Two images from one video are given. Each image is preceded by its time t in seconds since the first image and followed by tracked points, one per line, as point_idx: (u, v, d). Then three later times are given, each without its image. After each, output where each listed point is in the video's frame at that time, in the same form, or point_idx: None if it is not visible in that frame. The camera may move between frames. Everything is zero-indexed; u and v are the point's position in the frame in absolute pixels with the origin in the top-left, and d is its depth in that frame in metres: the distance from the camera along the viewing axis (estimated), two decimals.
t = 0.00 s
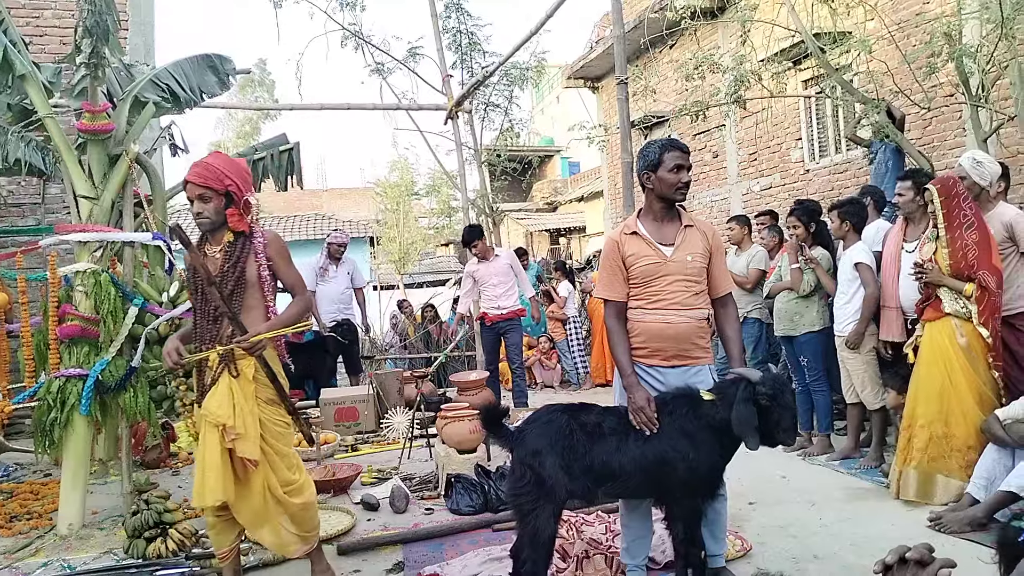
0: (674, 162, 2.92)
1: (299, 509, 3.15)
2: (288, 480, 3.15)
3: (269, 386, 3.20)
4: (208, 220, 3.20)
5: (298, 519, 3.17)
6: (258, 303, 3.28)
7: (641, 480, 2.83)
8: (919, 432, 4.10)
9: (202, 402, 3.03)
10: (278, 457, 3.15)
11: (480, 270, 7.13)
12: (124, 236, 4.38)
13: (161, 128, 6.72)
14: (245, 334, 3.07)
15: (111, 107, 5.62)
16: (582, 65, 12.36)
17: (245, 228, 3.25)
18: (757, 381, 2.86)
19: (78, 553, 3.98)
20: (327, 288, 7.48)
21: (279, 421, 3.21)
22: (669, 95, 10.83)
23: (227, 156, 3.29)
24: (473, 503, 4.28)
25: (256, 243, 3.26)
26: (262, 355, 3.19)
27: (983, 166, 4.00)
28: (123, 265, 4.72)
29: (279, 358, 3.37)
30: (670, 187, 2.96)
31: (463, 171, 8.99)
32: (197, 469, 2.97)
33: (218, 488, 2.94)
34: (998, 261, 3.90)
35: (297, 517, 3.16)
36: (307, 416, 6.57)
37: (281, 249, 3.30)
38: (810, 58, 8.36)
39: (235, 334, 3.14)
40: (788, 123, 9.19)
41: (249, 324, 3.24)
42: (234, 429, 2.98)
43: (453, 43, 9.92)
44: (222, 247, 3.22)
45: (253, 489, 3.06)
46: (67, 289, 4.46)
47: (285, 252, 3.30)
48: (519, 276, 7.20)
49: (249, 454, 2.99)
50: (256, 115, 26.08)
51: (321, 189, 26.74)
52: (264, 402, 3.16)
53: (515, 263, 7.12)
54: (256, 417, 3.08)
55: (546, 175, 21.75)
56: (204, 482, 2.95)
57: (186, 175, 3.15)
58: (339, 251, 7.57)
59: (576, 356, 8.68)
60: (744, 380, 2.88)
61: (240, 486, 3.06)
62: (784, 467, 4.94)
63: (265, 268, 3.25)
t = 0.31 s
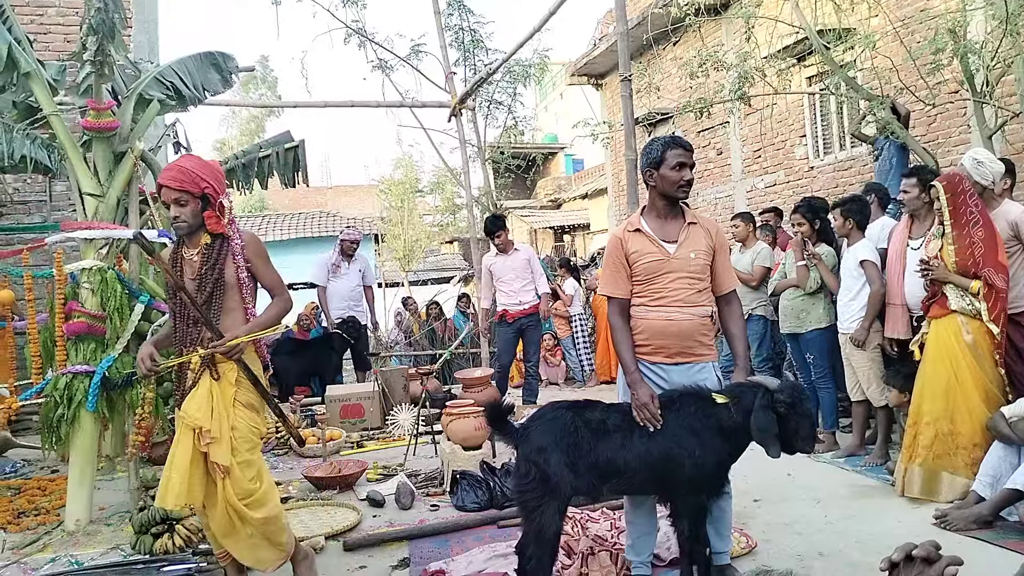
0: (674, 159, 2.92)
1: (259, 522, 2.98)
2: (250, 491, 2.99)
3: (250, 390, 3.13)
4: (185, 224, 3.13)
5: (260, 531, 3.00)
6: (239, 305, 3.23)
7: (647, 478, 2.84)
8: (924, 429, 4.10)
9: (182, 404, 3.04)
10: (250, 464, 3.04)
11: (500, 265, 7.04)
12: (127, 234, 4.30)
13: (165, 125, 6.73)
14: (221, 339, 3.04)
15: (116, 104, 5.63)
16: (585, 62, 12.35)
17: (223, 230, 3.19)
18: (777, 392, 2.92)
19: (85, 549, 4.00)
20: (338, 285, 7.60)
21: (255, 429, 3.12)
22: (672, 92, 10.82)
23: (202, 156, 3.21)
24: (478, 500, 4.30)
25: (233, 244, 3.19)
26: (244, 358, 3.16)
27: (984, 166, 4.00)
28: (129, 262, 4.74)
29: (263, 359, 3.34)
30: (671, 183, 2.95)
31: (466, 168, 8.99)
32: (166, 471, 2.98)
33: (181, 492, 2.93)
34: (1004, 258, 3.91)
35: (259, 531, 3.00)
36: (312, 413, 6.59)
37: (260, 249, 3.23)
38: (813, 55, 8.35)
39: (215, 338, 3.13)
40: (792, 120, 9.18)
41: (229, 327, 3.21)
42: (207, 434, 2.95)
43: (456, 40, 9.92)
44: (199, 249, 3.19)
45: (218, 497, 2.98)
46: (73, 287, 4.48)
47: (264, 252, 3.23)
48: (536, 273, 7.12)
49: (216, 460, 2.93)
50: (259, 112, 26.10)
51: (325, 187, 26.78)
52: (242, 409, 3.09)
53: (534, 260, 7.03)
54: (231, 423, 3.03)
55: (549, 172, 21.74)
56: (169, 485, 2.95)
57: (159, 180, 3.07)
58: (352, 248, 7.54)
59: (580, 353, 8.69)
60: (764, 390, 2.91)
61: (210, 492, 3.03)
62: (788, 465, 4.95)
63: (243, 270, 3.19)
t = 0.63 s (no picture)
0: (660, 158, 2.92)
1: (197, 532, 2.95)
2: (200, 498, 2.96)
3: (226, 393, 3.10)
4: (166, 222, 3.14)
5: (197, 541, 2.97)
6: (219, 303, 3.24)
7: (643, 475, 2.84)
8: (921, 425, 4.10)
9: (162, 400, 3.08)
10: (208, 471, 3.01)
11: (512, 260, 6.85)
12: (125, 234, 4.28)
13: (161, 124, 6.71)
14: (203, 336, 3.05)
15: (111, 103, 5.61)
16: (582, 60, 12.33)
17: (203, 229, 3.21)
18: (775, 387, 2.93)
19: (81, 548, 3.99)
20: (339, 282, 7.44)
21: (224, 434, 3.08)
22: (669, 90, 10.81)
23: (182, 156, 3.23)
24: (475, 498, 4.30)
25: (213, 243, 3.22)
26: (226, 358, 3.18)
27: (978, 165, 3.99)
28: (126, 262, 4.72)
29: (247, 359, 3.33)
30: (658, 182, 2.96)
31: (463, 167, 8.97)
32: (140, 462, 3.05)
33: (145, 487, 2.97)
34: (1002, 254, 3.90)
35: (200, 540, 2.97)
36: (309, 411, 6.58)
37: (240, 248, 3.26)
38: (810, 53, 8.35)
39: (196, 335, 3.13)
40: (789, 118, 9.18)
41: (209, 325, 3.21)
42: (176, 435, 2.96)
43: (453, 38, 9.90)
44: (179, 248, 3.19)
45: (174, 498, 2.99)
46: (68, 286, 4.48)
47: (244, 251, 3.26)
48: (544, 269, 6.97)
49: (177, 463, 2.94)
50: (256, 111, 26.04)
51: (322, 185, 26.76)
52: (214, 412, 3.07)
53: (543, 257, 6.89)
54: (201, 426, 3.01)
55: (546, 170, 21.72)
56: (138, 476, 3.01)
57: (141, 178, 3.06)
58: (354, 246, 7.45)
59: (578, 351, 8.70)
60: (761, 385, 2.92)
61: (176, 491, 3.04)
62: (785, 462, 4.95)
63: (223, 267, 3.21)
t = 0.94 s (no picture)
0: (646, 164, 2.93)
1: (181, 543, 2.84)
2: (186, 507, 2.86)
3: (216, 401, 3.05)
4: (158, 225, 3.08)
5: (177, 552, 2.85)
6: (210, 307, 3.20)
7: (647, 474, 2.84)
8: (926, 426, 4.10)
9: (150, 406, 3.01)
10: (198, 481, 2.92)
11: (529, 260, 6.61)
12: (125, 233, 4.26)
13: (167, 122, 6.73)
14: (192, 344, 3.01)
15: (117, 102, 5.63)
16: (587, 59, 12.34)
17: (195, 231, 3.15)
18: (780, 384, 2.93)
19: (86, 546, 4.01)
20: (343, 280, 7.39)
21: (214, 442, 3.01)
22: (674, 89, 10.80)
23: (173, 157, 3.16)
24: (479, 497, 4.31)
25: (204, 245, 3.17)
26: (215, 365, 3.11)
27: (984, 166, 3.99)
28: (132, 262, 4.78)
29: (233, 363, 3.31)
30: (646, 188, 2.96)
31: (468, 166, 8.98)
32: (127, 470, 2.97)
33: (131, 496, 2.88)
34: (1009, 255, 3.90)
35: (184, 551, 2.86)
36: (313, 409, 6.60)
37: (230, 250, 3.23)
38: (815, 52, 8.33)
39: (185, 341, 3.09)
40: (795, 117, 9.17)
41: (199, 330, 3.16)
42: (165, 441, 2.89)
43: (458, 37, 9.91)
44: (169, 250, 3.13)
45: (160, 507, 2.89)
46: (75, 285, 4.53)
47: (234, 253, 3.24)
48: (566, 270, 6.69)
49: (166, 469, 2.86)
50: (261, 110, 26.09)
51: (326, 184, 26.82)
52: (204, 420, 2.99)
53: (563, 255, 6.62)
54: (190, 433, 2.94)
55: (551, 170, 21.72)
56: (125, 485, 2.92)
57: (132, 180, 2.99)
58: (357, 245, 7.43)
59: (582, 351, 8.71)
60: (765, 382, 2.92)
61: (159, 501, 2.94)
62: (790, 462, 4.94)
63: (214, 270, 3.17)
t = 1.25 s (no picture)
0: (640, 165, 2.93)
1: (172, 555, 2.81)
2: (174, 519, 2.84)
3: (189, 409, 3.00)
4: (128, 229, 2.98)
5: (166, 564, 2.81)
6: (184, 314, 3.09)
7: (646, 473, 2.84)
8: (925, 425, 4.10)
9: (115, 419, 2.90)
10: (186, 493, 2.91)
11: (533, 255, 6.57)
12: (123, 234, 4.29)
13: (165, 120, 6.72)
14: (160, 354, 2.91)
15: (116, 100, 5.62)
16: (585, 58, 12.33)
17: (170, 235, 3.06)
18: (779, 377, 2.93)
19: (84, 545, 4.00)
20: (338, 280, 7.40)
21: (189, 449, 2.96)
22: (673, 88, 10.80)
23: (150, 156, 3.03)
24: (478, 495, 4.30)
25: (180, 250, 3.05)
26: (188, 375, 3.04)
27: (982, 165, 3.99)
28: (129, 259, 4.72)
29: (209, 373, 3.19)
30: (641, 189, 2.96)
31: (467, 164, 8.98)
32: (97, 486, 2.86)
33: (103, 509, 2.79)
34: (1008, 254, 3.90)
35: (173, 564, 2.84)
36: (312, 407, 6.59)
37: (208, 254, 3.10)
38: (814, 51, 8.34)
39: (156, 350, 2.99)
40: (794, 116, 9.17)
41: (171, 337, 3.06)
42: (138, 455, 2.80)
43: (457, 35, 9.90)
44: (143, 254, 3.03)
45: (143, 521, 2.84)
46: (74, 282, 4.49)
47: (212, 258, 3.11)
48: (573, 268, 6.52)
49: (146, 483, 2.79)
50: (260, 108, 26.08)
51: (324, 183, 26.78)
52: (179, 429, 2.94)
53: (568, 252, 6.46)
54: (167, 443, 2.88)
55: (549, 168, 21.71)
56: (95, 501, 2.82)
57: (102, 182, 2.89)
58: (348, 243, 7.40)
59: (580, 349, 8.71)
60: (764, 377, 2.93)
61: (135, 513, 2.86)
62: (789, 460, 4.94)
63: (190, 276, 3.05)
